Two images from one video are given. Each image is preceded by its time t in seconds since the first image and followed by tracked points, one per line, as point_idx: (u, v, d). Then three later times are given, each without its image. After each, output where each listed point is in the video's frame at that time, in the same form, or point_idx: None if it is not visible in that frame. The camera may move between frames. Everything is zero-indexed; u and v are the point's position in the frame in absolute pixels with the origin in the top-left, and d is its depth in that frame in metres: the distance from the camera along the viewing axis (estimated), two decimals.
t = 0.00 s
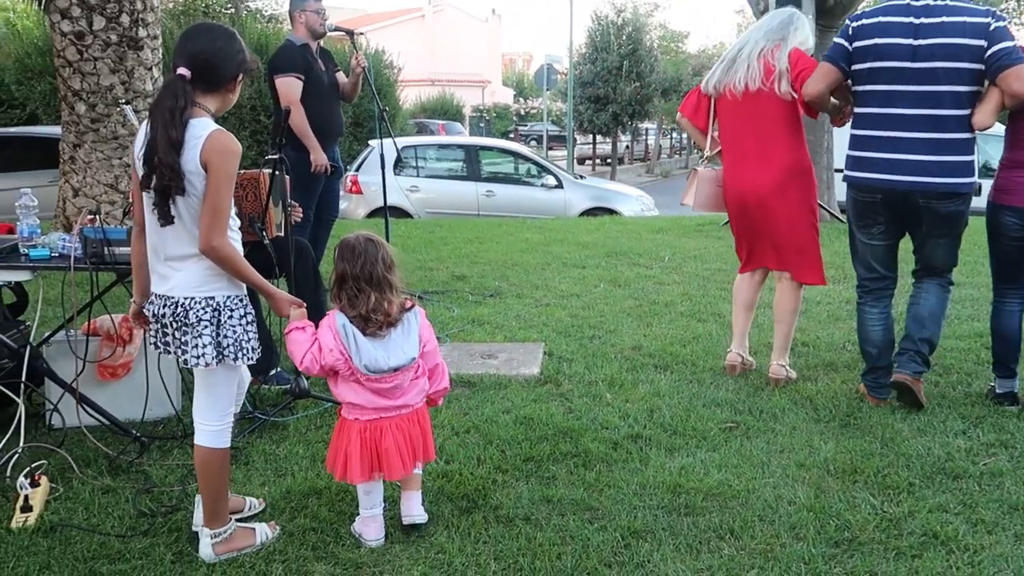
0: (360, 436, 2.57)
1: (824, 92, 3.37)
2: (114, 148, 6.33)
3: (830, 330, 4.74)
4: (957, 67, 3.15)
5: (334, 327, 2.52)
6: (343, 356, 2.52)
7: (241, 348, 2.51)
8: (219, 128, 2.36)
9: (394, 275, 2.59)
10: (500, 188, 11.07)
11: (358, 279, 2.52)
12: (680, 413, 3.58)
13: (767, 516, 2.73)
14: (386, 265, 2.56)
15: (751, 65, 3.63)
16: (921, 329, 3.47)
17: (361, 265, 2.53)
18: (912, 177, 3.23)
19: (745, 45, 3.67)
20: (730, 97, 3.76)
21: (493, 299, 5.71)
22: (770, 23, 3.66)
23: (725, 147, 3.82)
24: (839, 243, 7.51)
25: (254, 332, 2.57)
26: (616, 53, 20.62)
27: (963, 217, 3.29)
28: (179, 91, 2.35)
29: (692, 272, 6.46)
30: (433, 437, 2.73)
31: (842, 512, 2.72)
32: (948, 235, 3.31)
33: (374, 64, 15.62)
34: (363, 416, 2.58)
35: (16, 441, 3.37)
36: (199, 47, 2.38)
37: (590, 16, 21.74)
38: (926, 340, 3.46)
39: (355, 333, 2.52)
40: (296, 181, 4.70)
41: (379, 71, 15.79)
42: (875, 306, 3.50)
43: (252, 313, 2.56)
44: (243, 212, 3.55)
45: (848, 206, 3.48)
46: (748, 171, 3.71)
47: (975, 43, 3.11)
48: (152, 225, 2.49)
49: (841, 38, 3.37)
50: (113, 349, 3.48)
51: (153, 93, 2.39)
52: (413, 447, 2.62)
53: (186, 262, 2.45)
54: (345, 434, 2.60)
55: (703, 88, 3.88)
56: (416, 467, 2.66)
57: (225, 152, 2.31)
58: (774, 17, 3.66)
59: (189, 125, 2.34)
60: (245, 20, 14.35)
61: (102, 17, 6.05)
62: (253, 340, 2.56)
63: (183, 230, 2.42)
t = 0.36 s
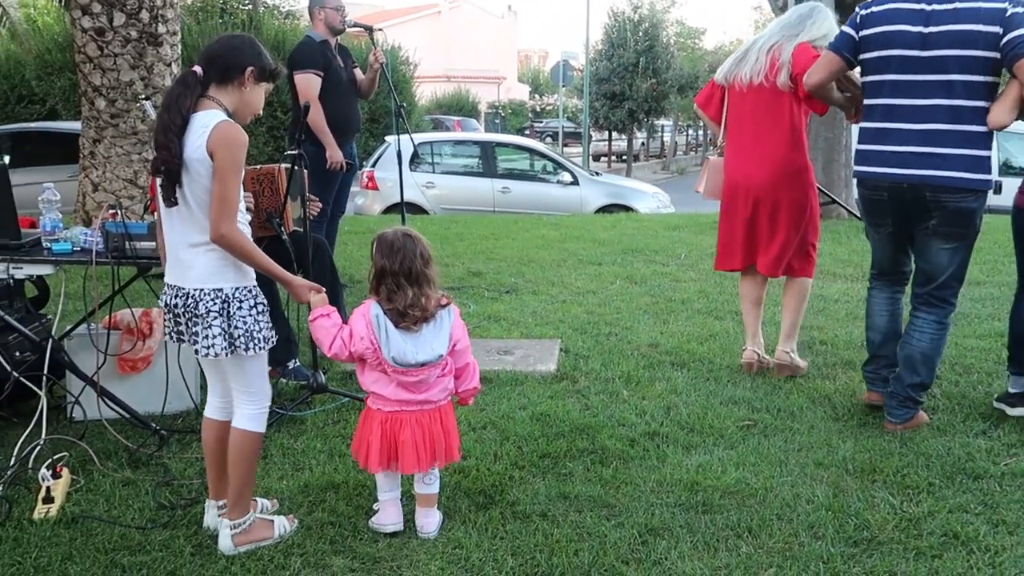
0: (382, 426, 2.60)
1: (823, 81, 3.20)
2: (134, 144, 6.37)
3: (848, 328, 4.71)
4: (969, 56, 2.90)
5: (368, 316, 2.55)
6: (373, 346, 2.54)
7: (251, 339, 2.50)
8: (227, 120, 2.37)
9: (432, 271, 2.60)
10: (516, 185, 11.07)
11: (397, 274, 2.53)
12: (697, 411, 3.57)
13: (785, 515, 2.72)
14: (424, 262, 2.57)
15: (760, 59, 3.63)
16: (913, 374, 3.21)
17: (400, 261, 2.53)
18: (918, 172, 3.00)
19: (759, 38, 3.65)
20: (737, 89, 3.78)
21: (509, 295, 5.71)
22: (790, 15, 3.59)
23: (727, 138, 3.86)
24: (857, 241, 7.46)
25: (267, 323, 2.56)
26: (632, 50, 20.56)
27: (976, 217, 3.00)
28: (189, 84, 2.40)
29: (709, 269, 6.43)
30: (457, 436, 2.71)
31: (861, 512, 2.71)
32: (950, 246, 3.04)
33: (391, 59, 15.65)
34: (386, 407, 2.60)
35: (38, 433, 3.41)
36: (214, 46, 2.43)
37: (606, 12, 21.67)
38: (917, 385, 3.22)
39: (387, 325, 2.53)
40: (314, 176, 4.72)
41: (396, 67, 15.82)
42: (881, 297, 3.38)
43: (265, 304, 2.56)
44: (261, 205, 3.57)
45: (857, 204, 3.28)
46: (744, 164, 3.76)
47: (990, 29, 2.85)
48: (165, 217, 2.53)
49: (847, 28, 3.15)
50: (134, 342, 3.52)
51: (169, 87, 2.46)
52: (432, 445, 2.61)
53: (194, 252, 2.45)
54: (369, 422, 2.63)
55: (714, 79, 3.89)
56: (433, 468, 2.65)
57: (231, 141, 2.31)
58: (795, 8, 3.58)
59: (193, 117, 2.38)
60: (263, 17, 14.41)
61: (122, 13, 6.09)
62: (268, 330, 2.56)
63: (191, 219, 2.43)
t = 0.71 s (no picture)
0: (391, 422, 2.60)
1: (813, 87, 3.02)
2: (149, 140, 6.39)
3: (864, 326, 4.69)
4: (957, 52, 2.67)
5: (374, 312, 2.54)
6: (379, 343, 2.54)
7: (272, 333, 2.51)
8: (247, 112, 2.37)
9: (441, 267, 2.60)
10: (528, 181, 11.06)
11: (407, 270, 2.53)
12: (711, 408, 3.56)
13: (800, 514, 2.71)
14: (433, 258, 2.57)
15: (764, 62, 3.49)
16: (924, 371, 3.11)
17: (407, 256, 2.54)
18: (906, 172, 2.77)
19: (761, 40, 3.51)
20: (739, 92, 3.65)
21: (522, 292, 5.71)
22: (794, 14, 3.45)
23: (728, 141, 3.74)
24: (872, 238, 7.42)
25: (290, 315, 2.57)
26: (645, 46, 20.48)
27: (971, 220, 2.79)
28: (212, 81, 2.40)
29: (722, 266, 6.41)
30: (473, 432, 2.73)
31: (876, 511, 2.69)
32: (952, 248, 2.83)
33: (404, 55, 15.66)
34: (395, 403, 2.61)
35: (55, 427, 3.44)
36: (237, 44, 2.42)
37: (619, 8, 21.58)
38: (930, 385, 3.11)
39: (394, 322, 2.53)
40: (329, 173, 4.72)
41: (408, 63, 15.82)
42: (864, 328, 3.05)
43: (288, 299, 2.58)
44: (276, 201, 3.54)
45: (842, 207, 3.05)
46: (743, 168, 3.64)
47: (980, 23, 2.62)
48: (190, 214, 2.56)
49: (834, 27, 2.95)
50: (150, 337, 3.54)
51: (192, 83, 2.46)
52: (445, 439, 2.61)
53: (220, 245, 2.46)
54: (379, 419, 2.64)
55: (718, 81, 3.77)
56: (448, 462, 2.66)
57: (250, 132, 2.31)
58: (800, 8, 3.43)
59: (215, 111, 2.38)
60: (276, 13, 14.44)
61: (137, 9, 6.12)
62: (290, 323, 2.56)
63: (213, 212, 2.45)
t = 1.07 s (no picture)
0: (398, 419, 2.60)
1: (815, 71, 2.95)
2: (163, 137, 6.42)
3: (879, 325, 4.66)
4: (970, 35, 2.57)
5: (383, 311, 2.55)
6: (388, 341, 2.55)
7: (289, 333, 2.52)
8: (267, 111, 2.38)
9: (448, 264, 2.61)
10: (542, 178, 11.05)
11: (412, 267, 2.53)
12: (726, 406, 3.55)
13: (815, 513, 2.69)
14: (439, 256, 2.58)
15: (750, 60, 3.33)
16: (915, 394, 2.92)
17: (414, 254, 2.54)
18: (916, 160, 2.70)
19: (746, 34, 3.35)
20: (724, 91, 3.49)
21: (535, 289, 5.71)
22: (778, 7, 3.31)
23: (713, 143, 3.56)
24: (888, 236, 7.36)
25: (306, 316, 2.58)
26: (659, 43, 20.38)
27: (981, 212, 2.70)
28: (238, 82, 2.40)
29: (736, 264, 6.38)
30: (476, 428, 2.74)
31: (892, 510, 2.68)
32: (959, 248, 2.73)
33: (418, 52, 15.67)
34: (404, 400, 2.61)
35: (72, 421, 3.46)
36: (264, 44, 2.42)
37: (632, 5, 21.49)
38: (921, 407, 2.91)
39: (403, 321, 2.54)
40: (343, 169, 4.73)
41: (422, 60, 15.83)
42: (870, 332, 3.00)
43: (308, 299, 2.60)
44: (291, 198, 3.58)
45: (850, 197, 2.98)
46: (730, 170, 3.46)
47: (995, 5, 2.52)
48: (213, 214, 2.59)
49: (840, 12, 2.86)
50: (165, 333, 3.58)
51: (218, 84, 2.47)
52: (450, 437, 2.63)
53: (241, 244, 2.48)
54: (385, 415, 2.65)
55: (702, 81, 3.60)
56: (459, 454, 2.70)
57: (268, 130, 2.32)
58: None
59: (240, 110, 2.39)
60: (290, 11, 14.48)
61: (152, 7, 6.15)
62: (307, 324, 2.58)
63: (234, 212, 2.47)
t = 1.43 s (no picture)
0: (425, 422, 2.63)
1: (832, 71, 2.92)
2: (180, 142, 6.46)
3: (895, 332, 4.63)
4: (991, 41, 2.57)
5: (411, 312, 2.57)
6: (415, 342, 2.56)
7: (308, 332, 2.53)
8: (283, 117, 2.40)
9: (478, 269, 2.60)
10: (555, 184, 11.05)
11: (442, 269, 2.55)
12: (740, 414, 3.54)
13: (830, 522, 2.68)
14: (470, 259, 2.58)
15: (745, 64, 3.27)
16: (929, 413, 2.89)
17: (444, 257, 2.55)
18: (929, 163, 2.67)
19: (741, 41, 3.30)
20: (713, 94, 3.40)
21: (549, 295, 5.71)
22: (776, 18, 3.30)
23: (698, 147, 3.45)
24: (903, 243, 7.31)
25: (326, 318, 2.59)
26: (673, 48, 20.35)
27: (992, 220, 2.68)
28: (257, 91, 2.42)
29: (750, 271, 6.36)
30: (506, 437, 2.72)
31: (909, 520, 2.66)
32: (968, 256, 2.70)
33: (432, 58, 15.72)
34: (430, 403, 2.63)
35: (89, 425, 3.49)
36: (283, 50, 2.43)
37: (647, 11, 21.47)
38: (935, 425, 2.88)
39: (430, 323, 2.55)
40: (357, 175, 4.76)
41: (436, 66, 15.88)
42: (887, 335, 2.99)
43: (324, 296, 2.60)
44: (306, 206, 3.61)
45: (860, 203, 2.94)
46: (719, 174, 3.36)
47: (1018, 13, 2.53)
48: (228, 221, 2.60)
49: (862, 14, 2.85)
50: (181, 338, 3.60)
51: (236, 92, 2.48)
52: (476, 443, 2.62)
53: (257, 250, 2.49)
54: (414, 418, 2.67)
55: (689, 85, 3.51)
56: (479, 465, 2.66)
57: (283, 136, 2.34)
58: (781, 13, 3.30)
59: (257, 116, 2.40)
60: (306, 17, 14.57)
61: (170, 13, 6.20)
62: (327, 324, 2.59)
63: (249, 217, 2.48)
